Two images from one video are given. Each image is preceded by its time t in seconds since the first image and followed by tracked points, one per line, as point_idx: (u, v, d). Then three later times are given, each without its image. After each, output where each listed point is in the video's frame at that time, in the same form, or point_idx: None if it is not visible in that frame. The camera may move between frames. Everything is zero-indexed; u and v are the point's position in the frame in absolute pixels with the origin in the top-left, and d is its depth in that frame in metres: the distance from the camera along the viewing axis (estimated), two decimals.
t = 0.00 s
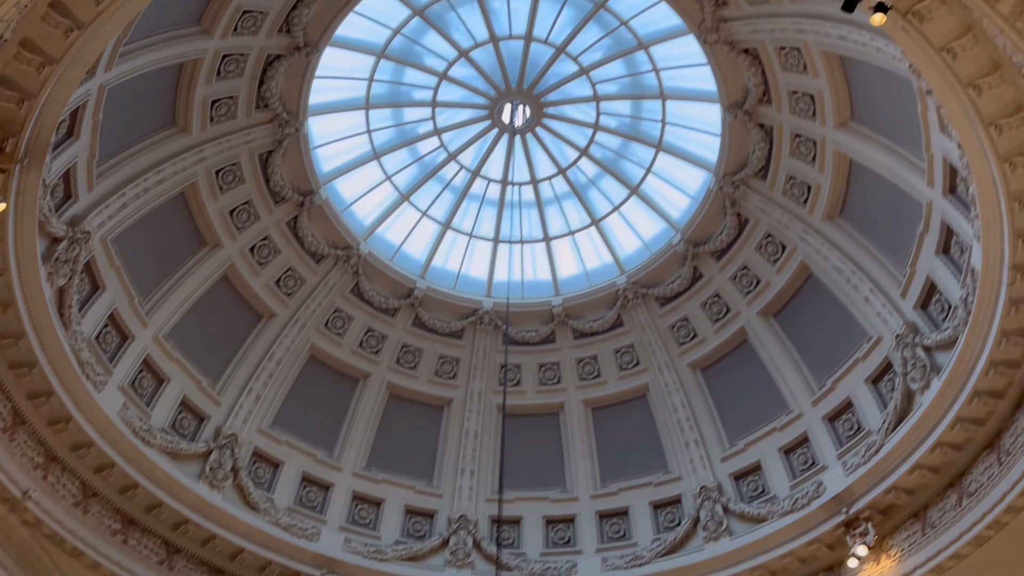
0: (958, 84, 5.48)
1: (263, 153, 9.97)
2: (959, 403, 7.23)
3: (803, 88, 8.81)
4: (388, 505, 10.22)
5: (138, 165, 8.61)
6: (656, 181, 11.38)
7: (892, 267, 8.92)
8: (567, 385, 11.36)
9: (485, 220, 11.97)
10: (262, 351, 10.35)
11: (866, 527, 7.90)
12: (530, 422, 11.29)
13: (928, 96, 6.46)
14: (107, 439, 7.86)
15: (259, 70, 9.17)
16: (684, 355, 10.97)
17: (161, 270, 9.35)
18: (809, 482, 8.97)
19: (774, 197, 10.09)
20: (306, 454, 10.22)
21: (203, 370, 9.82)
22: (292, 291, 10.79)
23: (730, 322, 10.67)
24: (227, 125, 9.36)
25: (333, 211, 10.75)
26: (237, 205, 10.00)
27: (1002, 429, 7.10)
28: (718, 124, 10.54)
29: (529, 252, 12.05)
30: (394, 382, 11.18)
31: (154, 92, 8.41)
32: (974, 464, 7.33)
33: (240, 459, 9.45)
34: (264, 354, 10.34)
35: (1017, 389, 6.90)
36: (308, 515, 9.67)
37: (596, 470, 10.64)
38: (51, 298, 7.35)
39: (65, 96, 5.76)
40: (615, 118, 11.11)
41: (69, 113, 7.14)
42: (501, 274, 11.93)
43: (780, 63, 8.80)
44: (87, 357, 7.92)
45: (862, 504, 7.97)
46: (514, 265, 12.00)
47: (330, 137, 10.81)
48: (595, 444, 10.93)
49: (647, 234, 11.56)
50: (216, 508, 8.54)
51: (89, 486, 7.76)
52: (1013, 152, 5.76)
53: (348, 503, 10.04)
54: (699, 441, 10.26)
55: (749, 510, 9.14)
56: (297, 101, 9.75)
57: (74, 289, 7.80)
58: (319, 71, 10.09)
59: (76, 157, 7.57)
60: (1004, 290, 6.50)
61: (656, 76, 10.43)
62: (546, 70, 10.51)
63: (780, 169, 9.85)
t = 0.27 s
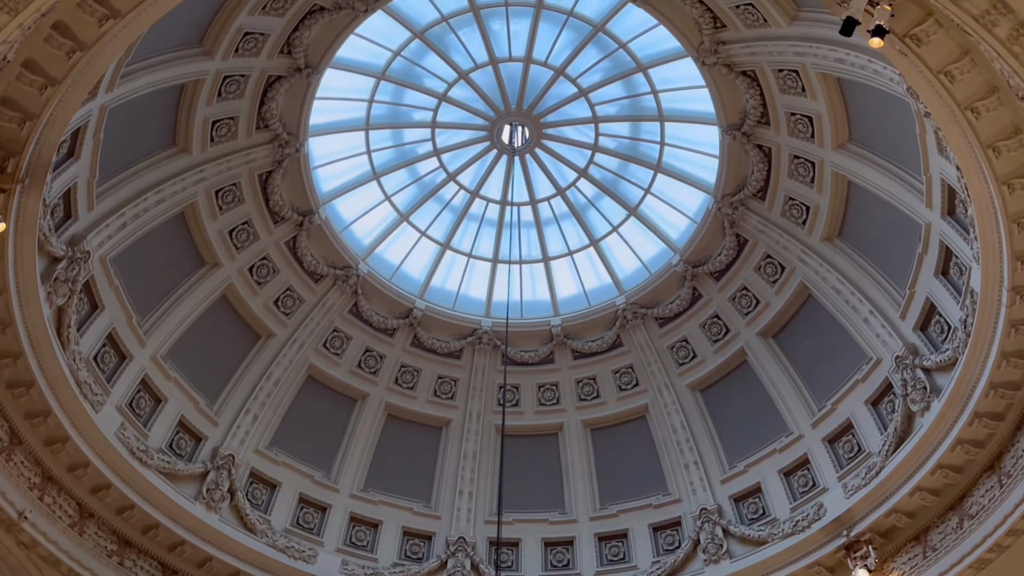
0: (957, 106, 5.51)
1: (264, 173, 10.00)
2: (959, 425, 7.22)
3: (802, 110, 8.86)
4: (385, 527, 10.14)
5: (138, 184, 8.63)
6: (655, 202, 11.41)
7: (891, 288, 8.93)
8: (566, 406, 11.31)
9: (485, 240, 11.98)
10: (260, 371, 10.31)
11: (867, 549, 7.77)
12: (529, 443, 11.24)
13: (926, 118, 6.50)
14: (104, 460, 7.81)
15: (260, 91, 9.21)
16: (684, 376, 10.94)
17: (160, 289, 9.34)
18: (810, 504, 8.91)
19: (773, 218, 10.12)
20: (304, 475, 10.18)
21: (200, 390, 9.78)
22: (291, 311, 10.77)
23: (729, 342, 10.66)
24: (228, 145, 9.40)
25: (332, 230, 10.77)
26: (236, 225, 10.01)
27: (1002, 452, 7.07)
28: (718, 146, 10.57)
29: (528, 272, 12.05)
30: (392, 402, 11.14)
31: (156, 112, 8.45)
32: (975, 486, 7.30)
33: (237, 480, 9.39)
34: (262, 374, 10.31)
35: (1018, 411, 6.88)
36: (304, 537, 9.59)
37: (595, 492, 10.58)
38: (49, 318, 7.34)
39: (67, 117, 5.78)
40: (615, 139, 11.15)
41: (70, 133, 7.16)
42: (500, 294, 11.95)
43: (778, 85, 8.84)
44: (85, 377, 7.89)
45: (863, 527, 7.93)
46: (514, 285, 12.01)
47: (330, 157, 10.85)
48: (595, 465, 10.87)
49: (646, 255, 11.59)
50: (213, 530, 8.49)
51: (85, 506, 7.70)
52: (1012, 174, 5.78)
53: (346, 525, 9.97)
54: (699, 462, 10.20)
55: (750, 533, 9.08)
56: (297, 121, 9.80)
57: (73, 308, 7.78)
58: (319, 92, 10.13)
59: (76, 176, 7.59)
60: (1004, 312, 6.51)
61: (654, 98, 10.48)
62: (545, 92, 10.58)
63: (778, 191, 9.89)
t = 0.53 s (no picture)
0: (953, 117, 5.54)
1: (262, 181, 10.02)
2: (957, 435, 7.23)
3: (799, 120, 8.89)
4: (383, 536, 10.11)
5: (137, 193, 8.64)
6: (653, 211, 11.43)
7: (888, 298, 8.94)
8: (564, 415, 11.30)
9: (483, 249, 12.00)
10: (257, 380, 10.30)
11: (864, 560, 7.79)
12: (526, 452, 11.22)
13: (923, 129, 6.53)
14: (100, 468, 7.79)
15: (259, 100, 9.23)
16: (682, 385, 10.94)
17: (158, 297, 9.33)
18: (808, 514, 8.90)
19: (770, 228, 10.15)
20: (301, 484, 10.14)
21: (198, 398, 9.76)
22: (288, 319, 10.76)
23: (727, 352, 10.67)
24: (226, 153, 9.41)
25: (330, 239, 10.78)
26: (234, 234, 10.01)
27: (1000, 462, 7.07)
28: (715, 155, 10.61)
29: (526, 281, 12.06)
30: (389, 411, 11.12)
31: (155, 121, 8.46)
32: (972, 496, 7.30)
33: (234, 489, 9.37)
34: (260, 383, 10.30)
35: (1015, 421, 6.89)
36: (301, 547, 9.56)
37: (593, 501, 10.56)
38: (47, 326, 7.33)
39: (66, 125, 5.79)
40: (612, 149, 11.17)
41: (70, 142, 7.17)
42: (497, 302, 11.97)
43: (775, 96, 8.88)
44: (82, 386, 7.88)
45: (861, 537, 7.92)
46: (511, 294, 12.03)
47: (329, 166, 10.87)
48: (592, 475, 10.86)
49: (644, 264, 11.61)
50: (209, 539, 8.47)
51: (82, 515, 7.67)
52: (1009, 185, 5.80)
53: (343, 534, 9.93)
54: (697, 472, 10.19)
55: (748, 543, 9.06)
56: (296, 130, 9.83)
57: (70, 317, 7.78)
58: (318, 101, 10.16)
59: (75, 184, 7.60)
60: (1002, 322, 6.52)
61: (652, 108, 10.52)
62: (544, 101, 10.62)
63: (776, 201, 9.92)
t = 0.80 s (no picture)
0: (950, 117, 5.55)
1: (258, 178, 10.01)
2: (952, 433, 7.25)
3: (795, 119, 8.90)
4: (379, 533, 10.12)
5: (134, 189, 8.62)
6: (650, 209, 11.44)
7: (884, 296, 8.97)
8: (560, 413, 11.32)
9: (479, 247, 12.00)
10: (253, 377, 10.30)
11: (859, 557, 7.81)
12: (523, 449, 11.23)
13: (919, 128, 6.55)
14: (96, 465, 7.79)
15: (256, 97, 9.22)
16: (678, 383, 10.96)
17: (154, 294, 9.32)
18: (803, 512, 8.93)
19: (766, 226, 10.16)
20: (297, 481, 10.15)
21: (194, 395, 9.76)
22: (285, 316, 10.76)
23: (723, 350, 10.69)
24: (223, 150, 9.39)
25: (327, 236, 10.78)
26: (231, 231, 10.01)
27: (994, 460, 7.10)
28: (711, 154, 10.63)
29: (523, 279, 12.07)
30: (386, 408, 11.12)
31: (151, 117, 8.45)
32: (967, 494, 7.33)
33: (230, 486, 9.37)
34: (256, 380, 10.30)
35: (1010, 419, 6.92)
36: (297, 544, 9.56)
37: (589, 498, 10.58)
38: (43, 323, 7.32)
39: (62, 121, 5.78)
40: (609, 147, 11.17)
41: (66, 138, 7.15)
42: (494, 300, 11.99)
43: (771, 94, 8.88)
44: (78, 382, 7.87)
45: (856, 534, 7.95)
46: (508, 291, 12.04)
47: (325, 163, 10.86)
48: (589, 472, 10.87)
49: (640, 262, 11.62)
50: (206, 536, 8.48)
51: (78, 512, 7.66)
52: (1005, 184, 5.81)
53: (339, 531, 9.94)
54: (693, 469, 10.21)
55: (743, 540, 9.08)
56: (293, 128, 9.82)
57: (67, 313, 7.77)
58: (314, 98, 10.14)
59: (71, 181, 7.58)
60: (997, 320, 6.54)
61: (649, 106, 10.52)
62: (541, 99, 10.62)
63: (772, 199, 9.93)
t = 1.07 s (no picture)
0: (946, 106, 5.56)
1: (254, 165, 9.97)
2: (946, 421, 7.30)
3: (792, 107, 8.90)
4: (375, 520, 10.15)
5: (128, 176, 8.58)
6: (646, 198, 11.44)
7: (879, 285, 8.99)
8: (556, 401, 11.34)
9: (475, 235, 11.98)
10: (249, 365, 10.30)
11: (853, 544, 7.86)
12: (518, 437, 11.26)
13: (916, 117, 6.55)
14: (92, 452, 7.79)
15: (251, 83, 9.17)
16: (673, 371, 10.99)
17: (150, 281, 9.31)
18: (796, 499, 8.98)
19: (762, 215, 10.17)
20: (293, 468, 10.16)
21: (190, 383, 9.76)
22: (280, 304, 10.75)
23: (718, 338, 10.72)
24: (218, 137, 9.35)
25: (323, 224, 10.75)
26: (226, 218, 9.97)
27: (987, 448, 7.15)
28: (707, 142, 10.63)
29: (519, 267, 12.07)
30: (381, 396, 11.14)
31: (146, 104, 8.40)
32: (960, 482, 7.38)
33: (226, 473, 9.38)
34: (252, 368, 10.29)
35: (1003, 408, 6.95)
36: (293, 531, 9.58)
37: (584, 486, 10.63)
38: (38, 309, 7.30)
39: (57, 107, 5.74)
40: (606, 135, 11.15)
41: (60, 124, 7.11)
42: (490, 289, 11.99)
43: (768, 83, 8.88)
44: (74, 369, 7.86)
45: (849, 522, 8.01)
46: (504, 280, 12.04)
47: (321, 151, 10.81)
48: (583, 460, 10.91)
49: (636, 250, 11.63)
50: (202, 522, 8.50)
51: (73, 499, 7.68)
52: (1001, 173, 5.82)
53: (335, 518, 9.97)
54: (687, 457, 10.26)
55: (737, 527, 9.14)
56: (288, 114, 9.77)
57: (62, 300, 7.75)
58: (310, 85, 10.09)
59: (66, 167, 7.55)
60: (991, 310, 6.57)
61: (646, 94, 10.50)
62: (537, 87, 10.58)
63: (768, 188, 9.94)
